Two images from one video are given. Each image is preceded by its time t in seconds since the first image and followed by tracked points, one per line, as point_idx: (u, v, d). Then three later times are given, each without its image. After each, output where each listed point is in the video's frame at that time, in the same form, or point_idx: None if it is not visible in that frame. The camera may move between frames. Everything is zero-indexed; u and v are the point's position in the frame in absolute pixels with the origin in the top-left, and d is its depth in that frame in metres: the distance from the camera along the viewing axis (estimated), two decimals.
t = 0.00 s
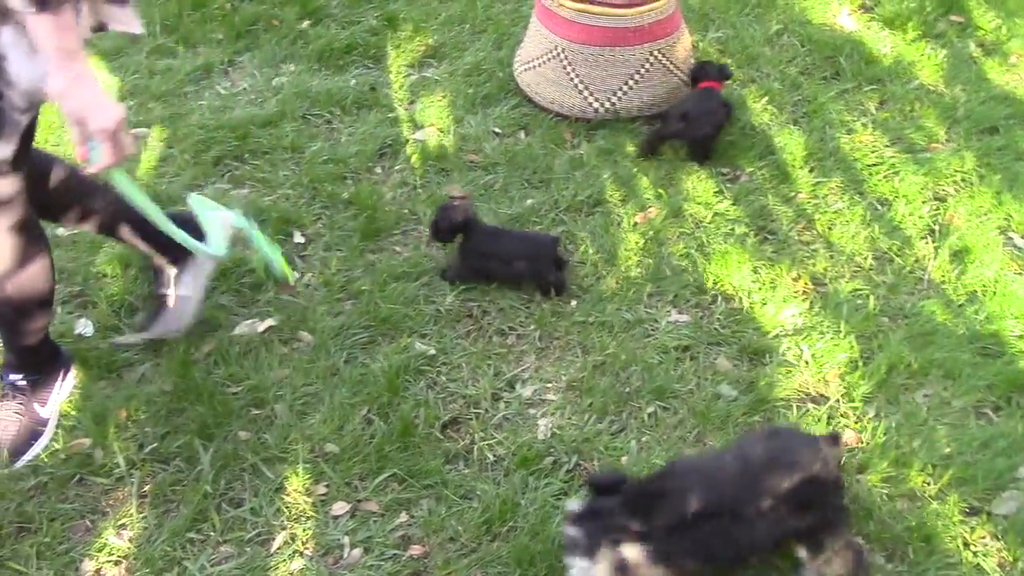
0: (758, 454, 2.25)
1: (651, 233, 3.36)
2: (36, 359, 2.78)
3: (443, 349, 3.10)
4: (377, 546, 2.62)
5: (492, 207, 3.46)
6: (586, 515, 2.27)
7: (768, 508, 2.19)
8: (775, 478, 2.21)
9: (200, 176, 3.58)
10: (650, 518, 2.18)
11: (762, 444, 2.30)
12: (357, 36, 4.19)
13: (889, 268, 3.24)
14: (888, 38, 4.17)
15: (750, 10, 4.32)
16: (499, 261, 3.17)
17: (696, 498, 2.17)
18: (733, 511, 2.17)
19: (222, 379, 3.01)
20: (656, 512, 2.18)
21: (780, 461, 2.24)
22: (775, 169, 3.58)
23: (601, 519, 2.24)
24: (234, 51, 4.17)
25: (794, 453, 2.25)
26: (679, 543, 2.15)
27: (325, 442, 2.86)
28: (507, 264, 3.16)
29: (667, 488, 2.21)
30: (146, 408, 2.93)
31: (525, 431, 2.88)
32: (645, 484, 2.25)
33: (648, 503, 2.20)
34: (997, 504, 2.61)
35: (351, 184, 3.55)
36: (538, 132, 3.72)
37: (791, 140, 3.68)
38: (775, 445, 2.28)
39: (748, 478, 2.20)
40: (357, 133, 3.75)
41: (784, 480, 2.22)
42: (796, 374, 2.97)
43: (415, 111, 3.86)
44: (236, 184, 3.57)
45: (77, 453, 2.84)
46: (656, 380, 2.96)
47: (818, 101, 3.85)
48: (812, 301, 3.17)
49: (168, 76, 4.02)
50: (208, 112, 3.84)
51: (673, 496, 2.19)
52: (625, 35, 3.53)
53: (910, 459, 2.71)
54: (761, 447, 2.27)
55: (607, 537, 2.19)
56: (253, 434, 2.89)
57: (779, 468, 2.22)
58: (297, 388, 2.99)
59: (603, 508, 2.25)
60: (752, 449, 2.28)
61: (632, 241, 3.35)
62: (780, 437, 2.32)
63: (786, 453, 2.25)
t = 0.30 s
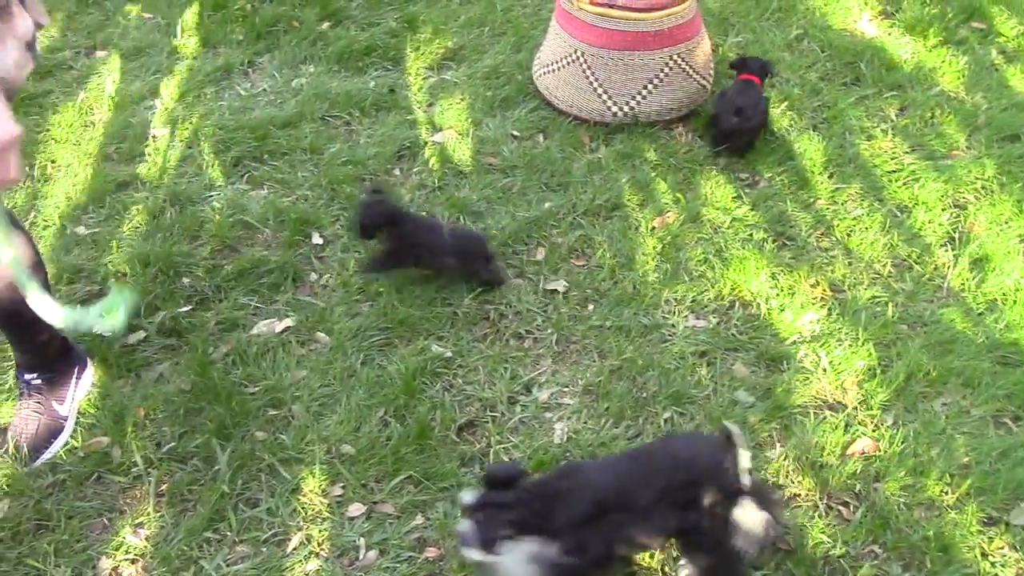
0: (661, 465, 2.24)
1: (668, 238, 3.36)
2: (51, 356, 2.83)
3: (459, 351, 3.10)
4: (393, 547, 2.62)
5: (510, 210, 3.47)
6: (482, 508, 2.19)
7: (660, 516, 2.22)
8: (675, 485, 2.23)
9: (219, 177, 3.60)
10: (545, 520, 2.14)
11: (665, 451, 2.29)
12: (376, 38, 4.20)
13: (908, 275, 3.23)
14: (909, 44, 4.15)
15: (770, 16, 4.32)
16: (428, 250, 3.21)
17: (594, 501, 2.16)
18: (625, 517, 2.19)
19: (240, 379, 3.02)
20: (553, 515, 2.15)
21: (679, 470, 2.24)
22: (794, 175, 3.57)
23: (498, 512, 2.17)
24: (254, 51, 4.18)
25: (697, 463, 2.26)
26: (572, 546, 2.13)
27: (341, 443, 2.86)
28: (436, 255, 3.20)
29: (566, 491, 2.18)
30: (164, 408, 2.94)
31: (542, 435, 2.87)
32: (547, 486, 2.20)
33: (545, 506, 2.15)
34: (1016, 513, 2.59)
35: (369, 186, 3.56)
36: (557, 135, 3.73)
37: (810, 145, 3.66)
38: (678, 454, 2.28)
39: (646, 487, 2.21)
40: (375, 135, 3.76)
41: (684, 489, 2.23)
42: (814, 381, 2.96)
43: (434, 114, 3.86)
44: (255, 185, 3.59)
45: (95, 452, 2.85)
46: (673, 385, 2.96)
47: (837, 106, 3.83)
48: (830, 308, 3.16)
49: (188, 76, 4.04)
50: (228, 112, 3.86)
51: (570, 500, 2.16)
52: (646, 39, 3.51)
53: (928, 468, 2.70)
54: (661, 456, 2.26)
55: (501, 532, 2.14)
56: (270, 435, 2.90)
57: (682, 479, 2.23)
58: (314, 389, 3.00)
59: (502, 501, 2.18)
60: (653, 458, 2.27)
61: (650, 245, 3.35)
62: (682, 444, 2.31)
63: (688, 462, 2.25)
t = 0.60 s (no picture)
0: (546, 463, 2.36)
1: (687, 241, 3.36)
2: (52, 349, 2.80)
3: (477, 352, 3.10)
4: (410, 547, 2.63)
5: (529, 211, 3.48)
6: (374, 519, 2.32)
7: (549, 518, 2.33)
8: (561, 485, 2.34)
9: (238, 177, 3.61)
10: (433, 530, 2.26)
11: (551, 448, 2.42)
12: (396, 39, 4.22)
13: (928, 281, 3.21)
14: (930, 48, 4.13)
15: (790, 19, 4.31)
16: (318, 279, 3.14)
17: (482, 509, 2.27)
18: (517, 519, 2.28)
19: (259, 378, 3.03)
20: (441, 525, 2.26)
21: (572, 468, 2.35)
22: (814, 179, 3.56)
23: (388, 524, 2.30)
24: (274, 51, 4.20)
25: (584, 460, 2.37)
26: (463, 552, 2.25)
27: (360, 442, 2.87)
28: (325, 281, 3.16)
29: (454, 498, 2.29)
30: (184, 405, 2.96)
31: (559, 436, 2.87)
32: (440, 496, 2.30)
33: (435, 516, 2.26)
34: None
35: (388, 186, 3.57)
36: (576, 137, 3.74)
37: (830, 150, 3.65)
38: (562, 450, 2.39)
39: (535, 489, 2.32)
40: (395, 136, 3.77)
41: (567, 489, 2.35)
42: (833, 386, 2.95)
43: (453, 115, 3.87)
44: (275, 185, 3.60)
45: (116, 448, 2.87)
46: (692, 389, 2.96)
47: (858, 111, 3.83)
48: (849, 313, 3.15)
49: (209, 76, 4.07)
50: (247, 112, 3.88)
51: (458, 508, 2.27)
52: (666, 41, 3.52)
53: (948, 474, 2.69)
54: (552, 456, 2.38)
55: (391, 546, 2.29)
56: (289, 433, 2.91)
57: (566, 478, 2.35)
58: (333, 388, 3.00)
59: (390, 515, 2.29)
60: (536, 455, 2.40)
61: (669, 248, 3.34)
62: (566, 441, 2.44)
63: (573, 459, 2.37)
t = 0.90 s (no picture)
0: (547, 439, 2.39)
1: (745, 249, 3.36)
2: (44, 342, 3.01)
3: (532, 352, 3.10)
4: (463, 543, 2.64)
5: (585, 214, 3.50)
6: (370, 440, 2.19)
7: (538, 495, 2.33)
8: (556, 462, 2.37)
9: (298, 170, 3.68)
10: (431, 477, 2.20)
11: (547, 425, 2.46)
12: (454, 39, 4.28)
13: (990, 296, 3.18)
14: (995, 60, 4.12)
15: (851, 29, 4.30)
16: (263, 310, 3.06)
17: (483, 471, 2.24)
18: (511, 489, 2.28)
19: (315, 369, 3.06)
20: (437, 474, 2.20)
21: (568, 451, 2.40)
22: (874, 190, 3.54)
23: (384, 449, 2.17)
24: (335, 47, 4.27)
25: (579, 446, 2.43)
26: (449, 508, 2.23)
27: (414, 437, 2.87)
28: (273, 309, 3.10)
29: (456, 452, 2.25)
30: (241, 394, 2.99)
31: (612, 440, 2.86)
32: (444, 445, 2.26)
33: (438, 463, 2.20)
34: None
35: (446, 184, 3.62)
36: (634, 140, 3.76)
37: (890, 161, 3.63)
38: (558, 430, 2.44)
39: (535, 461, 2.32)
40: (453, 134, 3.81)
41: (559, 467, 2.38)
42: (891, 399, 2.92)
43: (511, 115, 3.90)
44: (333, 179, 3.66)
45: (175, 433, 2.90)
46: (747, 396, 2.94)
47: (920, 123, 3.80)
48: (909, 326, 3.11)
49: (271, 70, 4.15)
50: (308, 107, 3.94)
51: (461, 464, 2.22)
52: (727, 47, 3.52)
53: (1009, 493, 2.66)
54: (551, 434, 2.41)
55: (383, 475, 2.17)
56: (344, 425, 2.92)
57: (562, 455, 2.38)
58: (388, 381, 3.01)
59: (392, 440, 2.18)
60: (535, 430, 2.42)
61: (725, 255, 3.34)
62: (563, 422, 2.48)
63: (567, 439, 2.42)
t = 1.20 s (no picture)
0: (638, 407, 2.47)
1: (804, 253, 3.32)
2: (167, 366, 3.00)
3: (586, 352, 3.10)
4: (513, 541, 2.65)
5: (642, 216, 3.50)
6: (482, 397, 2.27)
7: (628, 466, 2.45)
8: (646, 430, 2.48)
9: (358, 166, 3.74)
10: (534, 451, 2.33)
11: (634, 389, 2.53)
12: (516, 39, 4.29)
13: None
14: None
15: (918, 33, 4.23)
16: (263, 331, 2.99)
17: (582, 450, 2.34)
18: (607, 462, 2.40)
19: (371, 364, 3.09)
20: (538, 448, 2.32)
21: (657, 420, 2.49)
22: (938, 198, 3.48)
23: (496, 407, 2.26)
24: (397, 46, 4.31)
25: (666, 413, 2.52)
26: (550, 485, 2.34)
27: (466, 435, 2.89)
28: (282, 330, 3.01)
29: (555, 428, 2.35)
30: (297, 387, 3.03)
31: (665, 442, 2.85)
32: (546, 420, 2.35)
33: (541, 436, 2.32)
34: None
35: (503, 183, 3.65)
36: (693, 143, 3.75)
37: (957, 168, 3.57)
38: (643, 393, 2.52)
39: (629, 431, 2.43)
40: (512, 134, 3.83)
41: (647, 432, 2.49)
42: (953, 411, 2.86)
43: (570, 115, 3.92)
44: (392, 176, 3.71)
45: (232, 423, 2.95)
46: (804, 403, 2.91)
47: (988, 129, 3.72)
48: (972, 336, 3.06)
49: (333, 67, 4.20)
50: (368, 105, 4.00)
51: (561, 439, 2.33)
52: (789, 51, 3.51)
53: None
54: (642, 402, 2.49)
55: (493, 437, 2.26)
56: (397, 421, 2.95)
57: (650, 424, 2.49)
58: (442, 378, 3.04)
59: (505, 404, 2.26)
60: (623, 396, 2.50)
61: (784, 259, 3.32)
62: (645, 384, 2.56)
63: (655, 403, 2.50)
